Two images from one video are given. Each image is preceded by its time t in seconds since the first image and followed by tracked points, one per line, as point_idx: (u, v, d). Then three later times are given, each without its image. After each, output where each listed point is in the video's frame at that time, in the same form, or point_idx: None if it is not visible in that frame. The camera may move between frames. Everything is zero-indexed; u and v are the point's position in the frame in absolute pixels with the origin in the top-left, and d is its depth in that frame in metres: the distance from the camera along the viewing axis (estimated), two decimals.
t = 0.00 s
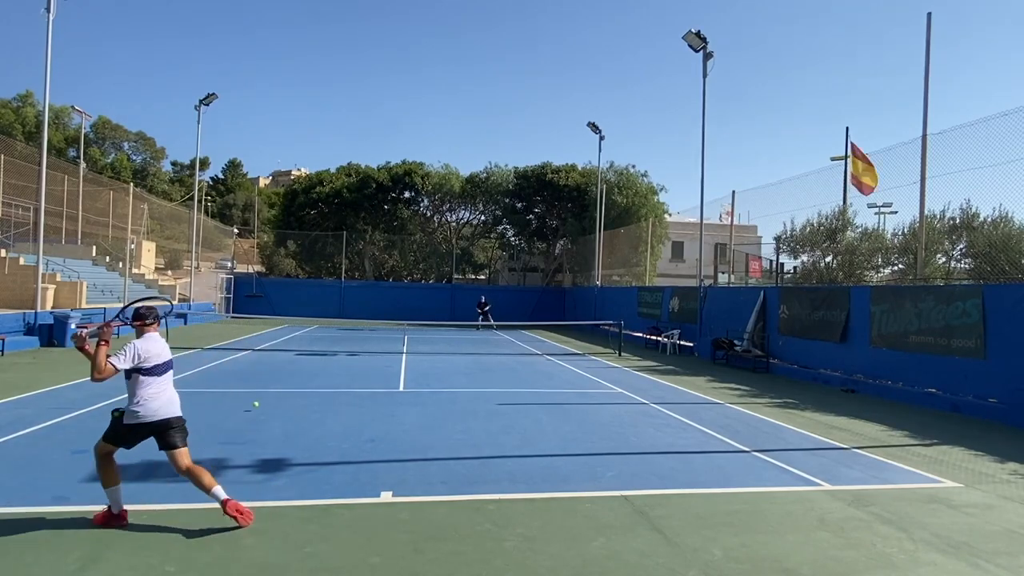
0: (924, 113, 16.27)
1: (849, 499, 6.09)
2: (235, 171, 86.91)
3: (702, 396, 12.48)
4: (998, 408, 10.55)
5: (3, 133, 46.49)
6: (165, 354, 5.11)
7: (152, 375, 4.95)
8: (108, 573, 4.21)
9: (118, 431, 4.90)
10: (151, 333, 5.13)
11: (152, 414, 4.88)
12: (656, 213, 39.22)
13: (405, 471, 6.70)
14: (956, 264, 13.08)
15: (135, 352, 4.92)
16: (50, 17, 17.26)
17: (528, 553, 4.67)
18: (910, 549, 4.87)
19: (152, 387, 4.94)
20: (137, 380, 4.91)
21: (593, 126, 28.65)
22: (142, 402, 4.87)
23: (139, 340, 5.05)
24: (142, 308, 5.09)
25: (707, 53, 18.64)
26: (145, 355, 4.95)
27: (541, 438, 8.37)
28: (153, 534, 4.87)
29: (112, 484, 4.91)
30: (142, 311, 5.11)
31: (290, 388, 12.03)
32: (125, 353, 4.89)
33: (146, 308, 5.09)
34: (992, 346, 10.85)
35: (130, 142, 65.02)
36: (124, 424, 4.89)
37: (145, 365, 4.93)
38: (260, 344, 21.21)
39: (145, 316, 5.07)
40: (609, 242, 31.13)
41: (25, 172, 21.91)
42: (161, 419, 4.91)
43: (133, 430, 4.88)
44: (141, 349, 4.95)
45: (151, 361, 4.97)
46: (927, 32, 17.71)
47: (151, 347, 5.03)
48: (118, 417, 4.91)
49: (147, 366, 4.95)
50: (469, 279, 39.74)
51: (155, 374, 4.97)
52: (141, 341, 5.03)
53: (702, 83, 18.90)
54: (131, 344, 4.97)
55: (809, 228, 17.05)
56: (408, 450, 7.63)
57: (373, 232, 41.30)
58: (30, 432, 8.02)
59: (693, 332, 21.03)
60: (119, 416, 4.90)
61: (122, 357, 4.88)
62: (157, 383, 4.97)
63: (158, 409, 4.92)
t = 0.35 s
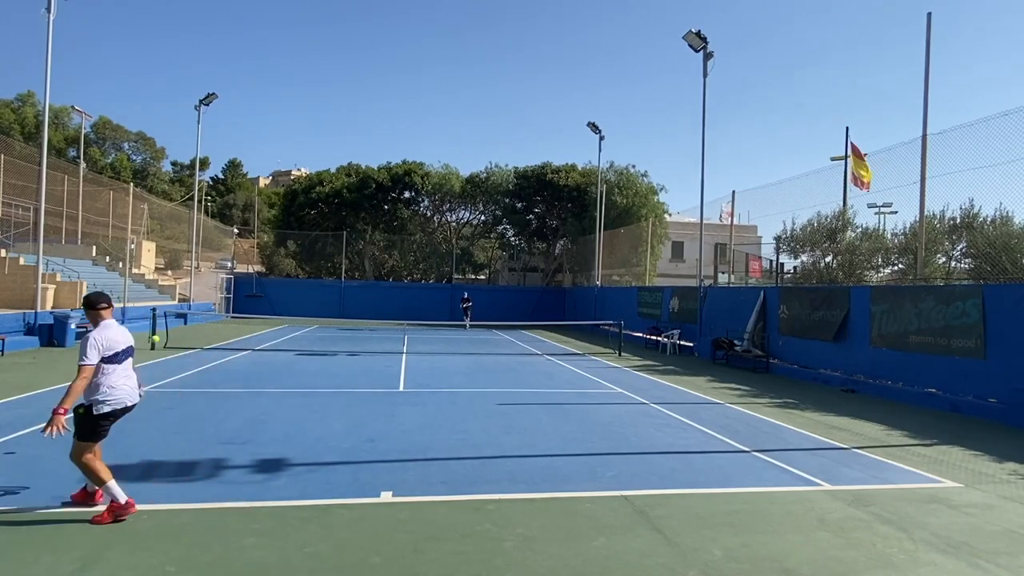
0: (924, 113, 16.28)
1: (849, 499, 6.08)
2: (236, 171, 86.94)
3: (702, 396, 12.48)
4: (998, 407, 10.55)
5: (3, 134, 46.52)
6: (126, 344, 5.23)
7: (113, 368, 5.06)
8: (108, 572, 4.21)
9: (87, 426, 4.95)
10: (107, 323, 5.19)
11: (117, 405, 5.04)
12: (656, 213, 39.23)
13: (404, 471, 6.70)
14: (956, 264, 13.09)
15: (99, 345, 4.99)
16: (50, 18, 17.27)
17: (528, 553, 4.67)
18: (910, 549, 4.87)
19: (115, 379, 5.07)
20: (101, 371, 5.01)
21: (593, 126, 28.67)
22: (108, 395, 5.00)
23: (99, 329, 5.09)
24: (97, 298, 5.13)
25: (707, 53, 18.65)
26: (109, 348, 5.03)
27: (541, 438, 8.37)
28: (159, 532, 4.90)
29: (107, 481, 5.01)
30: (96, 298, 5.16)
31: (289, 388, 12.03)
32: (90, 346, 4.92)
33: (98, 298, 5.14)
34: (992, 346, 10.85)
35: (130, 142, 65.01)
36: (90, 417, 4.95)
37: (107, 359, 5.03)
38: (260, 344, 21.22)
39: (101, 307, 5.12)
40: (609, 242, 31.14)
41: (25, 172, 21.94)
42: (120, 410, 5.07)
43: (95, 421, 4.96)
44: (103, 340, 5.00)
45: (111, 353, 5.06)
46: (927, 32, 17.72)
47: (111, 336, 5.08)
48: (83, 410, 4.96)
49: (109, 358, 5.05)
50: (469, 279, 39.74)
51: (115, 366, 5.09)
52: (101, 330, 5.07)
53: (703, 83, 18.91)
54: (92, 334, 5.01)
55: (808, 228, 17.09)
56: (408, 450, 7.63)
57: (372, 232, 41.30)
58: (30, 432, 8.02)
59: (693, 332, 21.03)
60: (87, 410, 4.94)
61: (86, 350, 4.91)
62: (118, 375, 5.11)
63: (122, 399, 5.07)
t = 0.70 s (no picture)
0: (924, 113, 16.26)
1: (849, 499, 6.08)
2: (236, 172, 86.99)
3: (702, 396, 12.48)
4: (997, 407, 10.55)
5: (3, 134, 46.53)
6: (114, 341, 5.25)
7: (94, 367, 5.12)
8: (108, 572, 4.21)
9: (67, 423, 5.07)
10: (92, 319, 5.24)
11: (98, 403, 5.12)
12: (656, 213, 39.21)
13: (404, 471, 6.70)
14: (956, 264, 13.09)
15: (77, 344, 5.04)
16: (50, 18, 17.27)
17: (528, 553, 4.67)
18: (910, 549, 4.87)
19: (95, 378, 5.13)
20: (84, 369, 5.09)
21: (593, 127, 28.68)
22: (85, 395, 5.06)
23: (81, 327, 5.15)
24: (86, 293, 5.19)
25: (707, 53, 18.66)
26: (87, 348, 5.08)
27: (541, 438, 8.37)
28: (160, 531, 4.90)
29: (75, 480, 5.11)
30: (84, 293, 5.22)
31: (289, 388, 12.03)
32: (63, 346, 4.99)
33: (85, 295, 5.19)
34: (992, 346, 10.85)
35: (130, 142, 65.02)
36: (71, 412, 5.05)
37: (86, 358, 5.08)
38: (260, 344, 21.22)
39: (86, 304, 5.18)
40: (609, 242, 31.13)
41: (25, 172, 21.94)
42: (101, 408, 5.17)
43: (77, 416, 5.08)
44: (79, 341, 5.05)
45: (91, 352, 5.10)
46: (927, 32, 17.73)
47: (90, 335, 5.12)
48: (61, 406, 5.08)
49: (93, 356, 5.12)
50: (469, 279, 39.72)
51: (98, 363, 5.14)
52: (80, 328, 5.13)
53: (703, 83, 18.92)
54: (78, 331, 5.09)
55: (809, 228, 17.09)
56: (408, 450, 7.63)
57: (372, 232, 41.30)
58: (31, 432, 8.02)
59: (693, 332, 21.03)
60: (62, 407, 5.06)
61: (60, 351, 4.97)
62: (101, 373, 5.16)
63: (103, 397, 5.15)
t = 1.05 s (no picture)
0: (924, 113, 16.23)
1: (849, 499, 6.09)
2: (236, 172, 87.04)
3: (702, 396, 12.48)
4: (997, 408, 10.55)
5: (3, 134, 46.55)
6: (140, 343, 5.12)
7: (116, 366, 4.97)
8: (109, 572, 4.21)
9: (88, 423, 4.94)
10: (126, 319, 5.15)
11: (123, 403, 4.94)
12: (657, 213, 39.22)
13: (405, 471, 6.71)
14: (957, 264, 13.11)
15: (100, 340, 4.95)
16: (50, 18, 17.28)
17: (528, 553, 4.68)
18: (909, 549, 4.88)
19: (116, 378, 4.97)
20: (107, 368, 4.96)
21: (593, 127, 28.70)
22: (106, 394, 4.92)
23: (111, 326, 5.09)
24: (121, 290, 5.12)
25: (707, 53, 18.67)
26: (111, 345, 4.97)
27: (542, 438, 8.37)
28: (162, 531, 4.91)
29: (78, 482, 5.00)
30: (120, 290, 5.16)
31: (289, 388, 12.03)
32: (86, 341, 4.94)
33: (120, 292, 5.12)
34: (992, 347, 10.85)
35: (130, 142, 65.03)
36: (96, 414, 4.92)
37: (108, 356, 4.95)
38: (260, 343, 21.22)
39: (121, 302, 5.08)
40: (609, 242, 31.14)
41: (26, 172, 21.96)
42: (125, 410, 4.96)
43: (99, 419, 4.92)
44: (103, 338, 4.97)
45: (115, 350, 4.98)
46: (927, 32, 17.72)
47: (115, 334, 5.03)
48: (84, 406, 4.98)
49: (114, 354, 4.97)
50: (469, 279, 39.73)
51: (122, 363, 4.98)
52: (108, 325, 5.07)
53: (703, 83, 18.95)
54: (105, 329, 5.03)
55: (808, 229, 17.11)
56: (408, 450, 7.63)
57: (372, 232, 41.31)
58: (31, 432, 8.02)
59: (693, 332, 21.04)
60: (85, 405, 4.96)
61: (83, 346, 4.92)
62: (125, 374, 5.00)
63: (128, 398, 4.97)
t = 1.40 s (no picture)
0: (924, 113, 16.24)
1: (850, 499, 6.08)
2: (236, 172, 87.06)
3: (702, 396, 12.48)
4: (998, 408, 10.55)
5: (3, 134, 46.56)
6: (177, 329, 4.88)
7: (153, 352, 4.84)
8: (109, 572, 4.21)
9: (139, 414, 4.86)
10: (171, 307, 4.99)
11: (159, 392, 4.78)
12: (657, 213, 39.21)
13: (404, 471, 6.70)
14: (957, 264, 13.12)
15: (143, 326, 4.88)
16: (50, 18, 17.28)
17: (528, 553, 4.67)
18: (910, 549, 4.87)
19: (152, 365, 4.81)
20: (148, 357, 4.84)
21: (593, 127, 28.67)
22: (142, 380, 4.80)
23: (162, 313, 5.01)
24: (170, 276, 5.00)
25: (707, 53, 18.66)
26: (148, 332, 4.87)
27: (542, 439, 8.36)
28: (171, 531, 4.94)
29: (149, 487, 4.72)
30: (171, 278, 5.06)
31: (290, 388, 12.02)
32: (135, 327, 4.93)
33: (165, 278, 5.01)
34: (992, 346, 10.84)
35: (130, 142, 65.01)
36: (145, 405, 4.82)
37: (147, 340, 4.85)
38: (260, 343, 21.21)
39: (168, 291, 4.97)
40: (609, 242, 31.14)
41: (26, 172, 21.95)
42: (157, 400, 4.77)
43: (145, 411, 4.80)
44: (144, 324, 4.88)
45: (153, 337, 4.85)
46: (927, 32, 17.69)
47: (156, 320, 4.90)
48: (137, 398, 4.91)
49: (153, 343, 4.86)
50: (469, 279, 39.74)
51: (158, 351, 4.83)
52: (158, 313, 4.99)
53: (703, 83, 18.94)
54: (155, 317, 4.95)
55: (808, 228, 17.14)
56: (408, 450, 7.63)
57: (372, 232, 41.29)
58: (30, 432, 8.02)
59: (693, 332, 21.04)
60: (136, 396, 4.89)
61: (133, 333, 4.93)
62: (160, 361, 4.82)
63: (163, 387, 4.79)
